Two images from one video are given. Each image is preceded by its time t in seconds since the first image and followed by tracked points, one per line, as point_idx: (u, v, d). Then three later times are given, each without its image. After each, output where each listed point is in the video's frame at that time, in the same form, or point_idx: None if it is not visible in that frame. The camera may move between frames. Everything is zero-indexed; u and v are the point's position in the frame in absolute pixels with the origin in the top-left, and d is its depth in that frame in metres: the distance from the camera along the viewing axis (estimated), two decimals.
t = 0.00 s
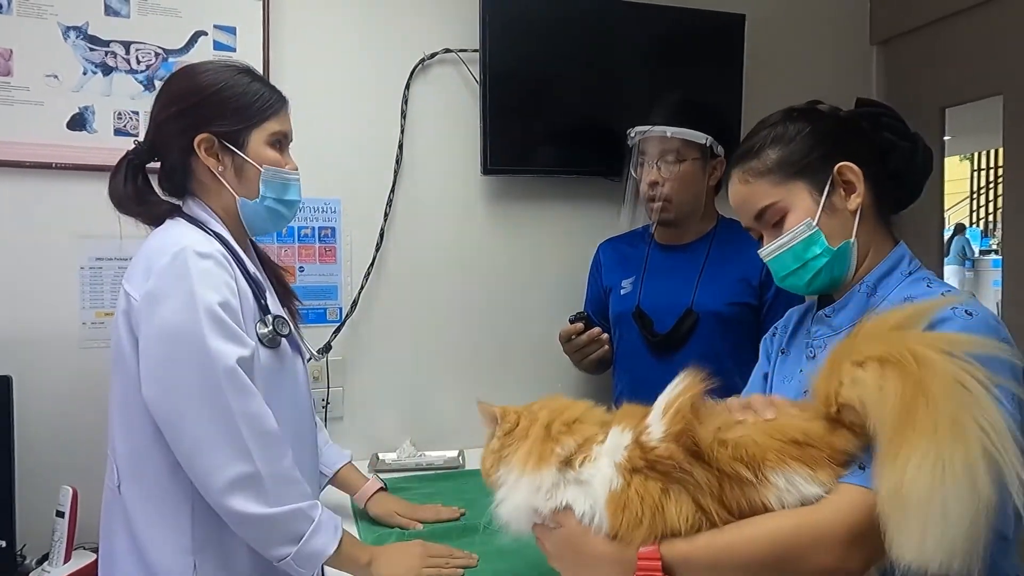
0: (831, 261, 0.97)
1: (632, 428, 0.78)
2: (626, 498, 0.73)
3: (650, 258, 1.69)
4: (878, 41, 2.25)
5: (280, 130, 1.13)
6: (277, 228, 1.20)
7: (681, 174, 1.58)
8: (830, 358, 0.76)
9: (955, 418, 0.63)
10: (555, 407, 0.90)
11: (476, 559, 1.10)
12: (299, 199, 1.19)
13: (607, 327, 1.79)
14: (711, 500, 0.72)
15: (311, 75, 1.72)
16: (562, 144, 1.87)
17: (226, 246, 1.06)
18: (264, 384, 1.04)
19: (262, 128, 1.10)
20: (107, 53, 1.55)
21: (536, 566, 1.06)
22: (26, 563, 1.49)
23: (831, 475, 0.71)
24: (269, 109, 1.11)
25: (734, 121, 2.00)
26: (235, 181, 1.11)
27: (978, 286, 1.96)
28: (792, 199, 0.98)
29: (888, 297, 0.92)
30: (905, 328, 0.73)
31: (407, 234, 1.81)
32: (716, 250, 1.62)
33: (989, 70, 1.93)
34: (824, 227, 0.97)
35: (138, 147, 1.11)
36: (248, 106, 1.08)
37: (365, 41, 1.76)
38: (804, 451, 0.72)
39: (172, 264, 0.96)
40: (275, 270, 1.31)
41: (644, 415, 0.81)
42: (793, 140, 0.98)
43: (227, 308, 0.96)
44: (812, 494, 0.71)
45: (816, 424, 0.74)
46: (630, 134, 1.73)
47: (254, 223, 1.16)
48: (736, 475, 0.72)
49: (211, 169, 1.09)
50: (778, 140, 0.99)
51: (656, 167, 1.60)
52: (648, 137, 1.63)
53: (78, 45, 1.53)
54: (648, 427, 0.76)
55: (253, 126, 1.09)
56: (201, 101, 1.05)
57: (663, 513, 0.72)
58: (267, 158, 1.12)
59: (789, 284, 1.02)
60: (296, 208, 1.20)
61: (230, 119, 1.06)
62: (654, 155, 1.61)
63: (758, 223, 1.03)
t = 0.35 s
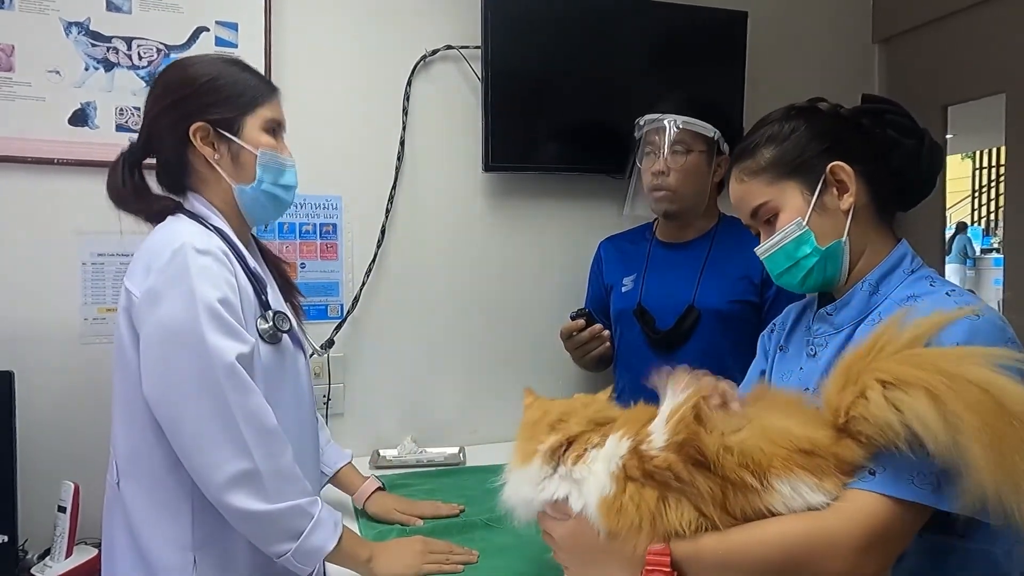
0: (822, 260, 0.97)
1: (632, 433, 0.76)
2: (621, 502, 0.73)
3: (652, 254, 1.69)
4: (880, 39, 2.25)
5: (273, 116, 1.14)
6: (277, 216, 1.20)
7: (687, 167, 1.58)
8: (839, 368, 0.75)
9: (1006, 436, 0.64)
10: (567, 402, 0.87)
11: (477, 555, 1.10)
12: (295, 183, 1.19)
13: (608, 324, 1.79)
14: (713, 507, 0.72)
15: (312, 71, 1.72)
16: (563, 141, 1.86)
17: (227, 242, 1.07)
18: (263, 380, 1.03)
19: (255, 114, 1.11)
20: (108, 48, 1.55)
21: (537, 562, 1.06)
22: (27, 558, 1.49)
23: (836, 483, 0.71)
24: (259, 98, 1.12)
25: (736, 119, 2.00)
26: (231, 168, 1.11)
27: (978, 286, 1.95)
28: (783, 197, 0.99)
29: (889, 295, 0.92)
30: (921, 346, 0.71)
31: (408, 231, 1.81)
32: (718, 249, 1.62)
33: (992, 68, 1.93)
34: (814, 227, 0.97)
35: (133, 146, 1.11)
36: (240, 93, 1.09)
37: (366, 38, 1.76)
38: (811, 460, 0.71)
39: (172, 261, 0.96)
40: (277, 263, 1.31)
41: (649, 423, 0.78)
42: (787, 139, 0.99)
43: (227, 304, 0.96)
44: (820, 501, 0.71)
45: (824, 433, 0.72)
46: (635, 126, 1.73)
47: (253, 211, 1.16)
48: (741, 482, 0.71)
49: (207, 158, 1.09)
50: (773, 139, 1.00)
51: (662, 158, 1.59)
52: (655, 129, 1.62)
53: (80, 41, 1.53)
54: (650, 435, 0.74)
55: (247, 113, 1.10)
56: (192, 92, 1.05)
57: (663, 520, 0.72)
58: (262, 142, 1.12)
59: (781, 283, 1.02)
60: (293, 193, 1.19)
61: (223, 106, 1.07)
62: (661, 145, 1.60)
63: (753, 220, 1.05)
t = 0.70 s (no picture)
0: (806, 265, 0.99)
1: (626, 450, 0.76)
2: (610, 510, 0.72)
3: (650, 254, 1.70)
4: (879, 39, 2.25)
5: (269, 108, 1.13)
6: (284, 208, 1.20)
7: (687, 169, 1.59)
8: (834, 383, 0.76)
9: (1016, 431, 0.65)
10: (564, 402, 0.88)
11: (474, 554, 1.11)
12: (300, 172, 1.18)
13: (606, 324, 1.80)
14: (709, 518, 0.72)
15: (311, 70, 1.72)
16: (562, 140, 1.87)
17: (227, 240, 1.07)
18: (261, 380, 1.04)
19: (251, 107, 1.11)
20: (107, 46, 1.55)
21: (535, 561, 1.06)
22: (24, 556, 1.49)
23: (833, 498, 0.72)
24: (252, 91, 1.12)
25: (734, 119, 2.00)
26: (235, 163, 1.11)
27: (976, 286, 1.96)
28: (765, 205, 1.02)
29: (884, 296, 0.92)
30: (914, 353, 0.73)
31: (406, 229, 1.82)
32: (714, 248, 1.62)
33: (989, 69, 1.93)
34: (796, 233, 0.99)
35: (136, 155, 1.12)
36: (235, 89, 1.09)
37: (365, 36, 1.76)
38: (811, 475, 0.72)
39: (169, 259, 0.96)
40: (277, 260, 1.31)
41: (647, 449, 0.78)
42: (768, 146, 1.01)
43: (224, 303, 0.96)
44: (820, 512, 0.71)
45: (822, 448, 0.73)
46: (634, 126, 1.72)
47: (262, 206, 1.16)
48: (742, 495, 0.72)
49: (210, 156, 1.09)
50: (756, 148, 1.03)
51: (661, 160, 1.60)
52: (652, 130, 1.62)
53: (79, 39, 1.53)
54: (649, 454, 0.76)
55: (243, 106, 1.10)
56: (187, 92, 1.06)
57: (654, 532, 0.72)
58: (260, 134, 1.11)
59: (774, 289, 1.06)
60: (298, 181, 1.18)
61: (219, 103, 1.07)
62: (660, 147, 1.60)
63: (744, 229, 1.07)
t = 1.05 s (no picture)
0: (805, 267, 0.99)
1: (630, 445, 0.76)
2: (610, 505, 0.73)
3: (646, 254, 1.70)
4: (876, 39, 2.26)
5: (275, 110, 1.13)
6: (285, 212, 1.19)
7: (690, 174, 1.58)
8: (841, 391, 0.76)
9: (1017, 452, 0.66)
10: (564, 399, 0.88)
11: (468, 548, 1.13)
12: (302, 178, 1.18)
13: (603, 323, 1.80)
14: (712, 517, 0.71)
15: (308, 68, 1.72)
16: (559, 139, 1.87)
17: (222, 240, 1.06)
18: (254, 382, 1.03)
19: (258, 109, 1.10)
20: (104, 44, 1.55)
21: (533, 560, 1.06)
22: (21, 555, 1.49)
23: (836, 505, 0.72)
24: (260, 92, 1.11)
25: (732, 119, 2.01)
26: (238, 165, 1.10)
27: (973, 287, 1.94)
28: (761, 208, 1.01)
29: (883, 296, 0.93)
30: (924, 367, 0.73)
31: (403, 228, 1.81)
32: (710, 248, 1.63)
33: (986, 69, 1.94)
34: (794, 235, 0.98)
35: (139, 150, 1.13)
36: (243, 91, 1.09)
37: (363, 35, 1.76)
38: (815, 480, 0.72)
39: (162, 260, 0.96)
40: (276, 259, 1.30)
41: (648, 434, 0.78)
42: (759, 150, 1.01)
43: (215, 308, 0.95)
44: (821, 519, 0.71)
45: (825, 455, 0.74)
46: (634, 131, 1.73)
47: (262, 209, 1.15)
48: (743, 494, 0.71)
49: (213, 156, 1.09)
50: (746, 152, 1.02)
51: (663, 165, 1.59)
52: (655, 135, 1.63)
53: (75, 37, 1.52)
54: (650, 447, 0.75)
55: (250, 108, 1.10)
56: (194, 91, 1.05)
57: (654, 531, 0.71)
58: (267, 138, 1.12)
59: (772, 290, 1.05)
60: (300, 188, 1.18)
61: (225, 104, 1.07)
62: (660, 152, 1.60)
63: (739, 234, 1.06)
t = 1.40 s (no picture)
0: (822, 266, 0.97)
1: (622, 447, 0.77)
2: (601, 506, 0.73)
3: (646, 253, 1.69)
4: (875, 38, 2.26)
5: (278, 109, 1.12)
6: (287, 210, 1.18)
7: (685, 172, 1.58)
8: (835, 394, 0.76)
9: (988, 474, 0.65)
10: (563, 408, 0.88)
11: (469, 547, 1.13)
12: (306, 176, 1.16)
13: (602, 323, 1.80)
14: (701, 519, 0.71)
15: (307, 67, 1.71)
16: (559, 137, 1.86)
17: (228, 240, 1.06)
18: (258, 382, 1.03)
19: (259, 107, 1.10)
20: (101, 42, 1.54)
21: (533, 560, 1.05)
22: (19, 555, 1.48)
23: (827, 506, 0.71)
24: (261, 90, 1.11)
25: (732, 117, 2.00)
26: (239, 163, 1.10)
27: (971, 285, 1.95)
28: (774, 207, 0.99)
29: (886, 295, 0.92)
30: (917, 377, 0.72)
31: (402, 227, 1.81)
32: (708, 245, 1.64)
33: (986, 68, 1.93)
34: (811, 232, 0.97)
35: (138, 149, 1.12)
36: (245, 89, 1.08)
37: (362, 33, 1.75)
38: (806, 482, 0.72)
39: (169, 259, 0.95)
40: (277, 258, 1.30)
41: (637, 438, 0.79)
42: (768, 149, 1.00)
43: (223, 305, 0.95)
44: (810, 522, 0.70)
45: (818, 457, 0.73)
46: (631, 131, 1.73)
47: (265, 208, 1.15)
48: (736, 496, 0.71)
49: (215, 155, 1.08)
50: (755, 151, 1.01)
51: (659, 163, 1.58)
52: (650, 134, 1.62)
53: (72, 35, 1.52)
54: (641, 451, 0.75)
55: (251, 106, 1.09)
56: (195, 88, 1.05)
57: (642, 531, 0.71)
58: (270, 136, 1.11)
59: (783, 290, 1.02)
60: (304, 185, 1.17)
61: (227, 101, 1.06)
62: (656, 152, 1.59)
63: (747, 234, 1.05)
